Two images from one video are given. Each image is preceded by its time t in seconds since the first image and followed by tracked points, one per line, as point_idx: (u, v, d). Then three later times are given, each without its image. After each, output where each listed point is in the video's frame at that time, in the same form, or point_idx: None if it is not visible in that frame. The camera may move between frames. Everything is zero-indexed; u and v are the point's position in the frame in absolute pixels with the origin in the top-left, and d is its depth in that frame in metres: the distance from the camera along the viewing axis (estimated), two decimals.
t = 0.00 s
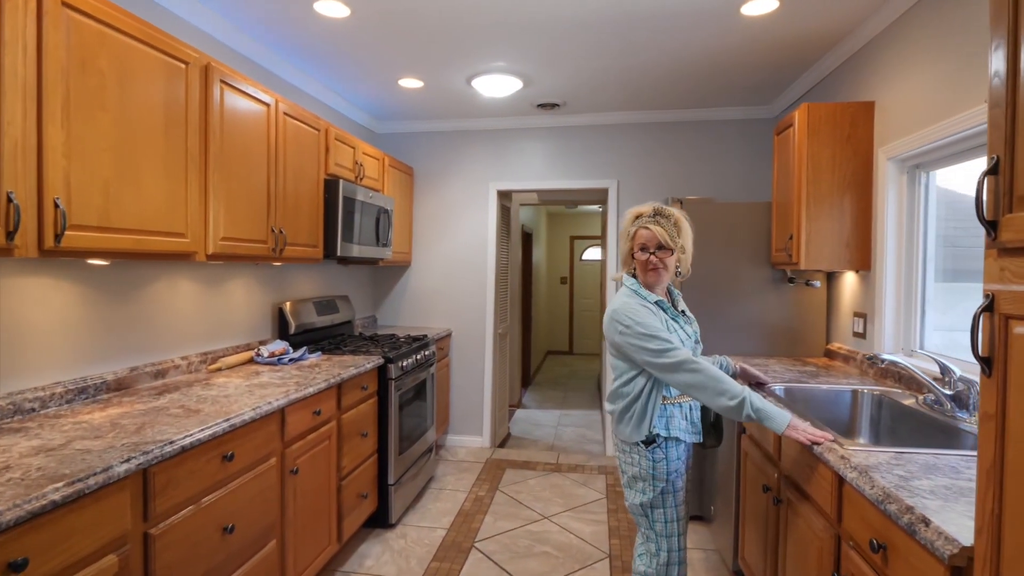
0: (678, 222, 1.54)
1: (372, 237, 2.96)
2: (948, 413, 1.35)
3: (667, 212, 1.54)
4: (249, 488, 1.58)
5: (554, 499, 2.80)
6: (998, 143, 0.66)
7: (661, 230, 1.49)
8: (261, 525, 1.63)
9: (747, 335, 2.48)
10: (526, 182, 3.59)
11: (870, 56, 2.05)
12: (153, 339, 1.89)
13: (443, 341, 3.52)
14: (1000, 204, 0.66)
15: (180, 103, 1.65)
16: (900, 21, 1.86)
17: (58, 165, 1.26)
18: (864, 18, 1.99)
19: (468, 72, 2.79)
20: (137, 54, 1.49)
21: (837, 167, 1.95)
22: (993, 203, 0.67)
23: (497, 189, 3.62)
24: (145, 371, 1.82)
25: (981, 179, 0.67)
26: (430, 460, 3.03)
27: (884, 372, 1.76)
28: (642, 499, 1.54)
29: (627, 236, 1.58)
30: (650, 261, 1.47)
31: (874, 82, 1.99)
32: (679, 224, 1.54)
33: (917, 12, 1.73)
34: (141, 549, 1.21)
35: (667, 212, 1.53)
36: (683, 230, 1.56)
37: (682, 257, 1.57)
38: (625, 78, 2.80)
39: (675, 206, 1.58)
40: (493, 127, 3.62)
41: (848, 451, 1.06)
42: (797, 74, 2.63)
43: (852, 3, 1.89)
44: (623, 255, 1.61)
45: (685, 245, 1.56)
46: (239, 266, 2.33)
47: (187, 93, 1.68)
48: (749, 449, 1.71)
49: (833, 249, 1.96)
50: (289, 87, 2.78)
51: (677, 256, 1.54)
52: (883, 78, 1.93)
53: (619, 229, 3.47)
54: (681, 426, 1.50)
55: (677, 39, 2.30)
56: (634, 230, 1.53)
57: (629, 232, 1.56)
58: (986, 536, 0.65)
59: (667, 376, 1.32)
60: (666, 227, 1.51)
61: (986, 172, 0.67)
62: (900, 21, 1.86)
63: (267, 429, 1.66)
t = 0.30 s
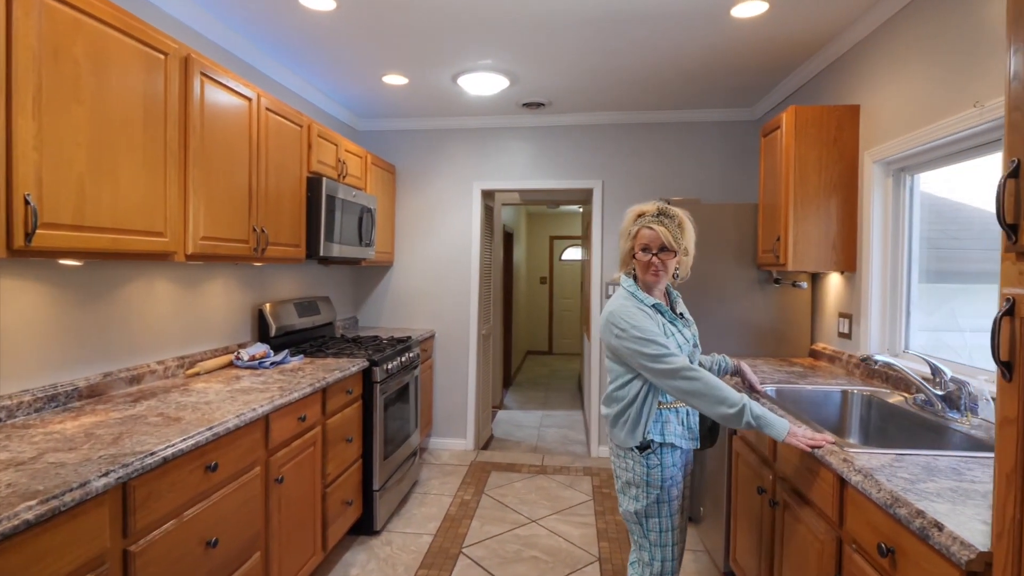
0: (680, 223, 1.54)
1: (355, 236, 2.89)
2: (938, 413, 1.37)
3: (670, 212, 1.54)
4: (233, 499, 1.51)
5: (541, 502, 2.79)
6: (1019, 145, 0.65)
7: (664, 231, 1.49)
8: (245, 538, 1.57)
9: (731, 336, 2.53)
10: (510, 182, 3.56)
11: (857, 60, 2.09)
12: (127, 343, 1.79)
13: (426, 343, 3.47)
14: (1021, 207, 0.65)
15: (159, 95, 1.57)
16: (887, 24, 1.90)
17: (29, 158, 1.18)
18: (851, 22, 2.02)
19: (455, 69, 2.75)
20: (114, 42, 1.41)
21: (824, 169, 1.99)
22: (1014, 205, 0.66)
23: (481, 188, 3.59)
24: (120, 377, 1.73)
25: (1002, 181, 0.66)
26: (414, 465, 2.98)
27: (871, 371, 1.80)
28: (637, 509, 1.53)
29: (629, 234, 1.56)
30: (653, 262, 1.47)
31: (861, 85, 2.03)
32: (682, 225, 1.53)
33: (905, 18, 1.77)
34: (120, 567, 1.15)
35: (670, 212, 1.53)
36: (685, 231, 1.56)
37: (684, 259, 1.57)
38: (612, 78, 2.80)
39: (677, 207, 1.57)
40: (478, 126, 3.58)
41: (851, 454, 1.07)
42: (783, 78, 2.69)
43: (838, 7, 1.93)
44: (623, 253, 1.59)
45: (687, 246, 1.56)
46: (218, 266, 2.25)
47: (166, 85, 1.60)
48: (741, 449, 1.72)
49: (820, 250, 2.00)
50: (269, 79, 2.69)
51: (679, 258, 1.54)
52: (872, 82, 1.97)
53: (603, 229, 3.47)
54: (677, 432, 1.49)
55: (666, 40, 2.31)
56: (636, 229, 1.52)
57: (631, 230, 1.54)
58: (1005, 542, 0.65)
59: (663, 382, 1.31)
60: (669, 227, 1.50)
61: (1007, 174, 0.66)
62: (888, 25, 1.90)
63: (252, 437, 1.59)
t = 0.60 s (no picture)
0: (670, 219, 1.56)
1: (335, 235, 2.82)
2: (924, 406, 1.42)
3: (661, 207, 1.56)
4: (215, 510, 1.45)
5: (526, 503, 2.78)
6: None
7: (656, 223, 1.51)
8: (229, 549, 1.51)
9: (713, 333, 2.57)
10: (492, 180, 3.53)
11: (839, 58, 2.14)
12: (97, 348, 1.71)
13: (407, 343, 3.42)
14: None
15: (131, 87, 1.50)
16: (869, 23, 1.94)
17: None
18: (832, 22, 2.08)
19: (437, 65, 2.71)
20: (83, 30, 1.34)
21: (806, 168, 2.05)
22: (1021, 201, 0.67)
23: (462, 186, 3.55)
24: (91, 384, 1.65)
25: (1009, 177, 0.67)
26: (397, 468, 2.93)
27: (853, 367, 1.88)
28: (619, 504, 1.52)
29: (618, 228, 1.57)
30: (648, 253, 1.48)
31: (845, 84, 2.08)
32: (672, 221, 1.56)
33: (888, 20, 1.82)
34: None
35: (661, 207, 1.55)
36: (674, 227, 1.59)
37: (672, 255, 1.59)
38: (595, 75, 2.81)
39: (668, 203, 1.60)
40: (458, 123, 3.54)
41: (846, 450, 1.10)
42: (763, 77, 2.74)
43: (820, 6, 1.97)
44: (612, 248, 1.60)
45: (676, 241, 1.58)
46: (193, 266, 2.16)
47: (139, 77, 1.52)
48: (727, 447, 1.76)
49: (802, 249, 2.05)
50: (245, 73, 2.60)
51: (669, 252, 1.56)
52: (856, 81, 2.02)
53: (585, 228, 3.48)
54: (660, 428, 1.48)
55: (651, 37, 2.33)
56: (627, 222, 1.53)
57: (621, 224, 1.55)
58: (1013, 535, 0.67)
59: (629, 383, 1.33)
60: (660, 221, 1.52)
61: (1014, 170, 0.68)
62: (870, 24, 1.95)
63: (235, 444, 1.53)
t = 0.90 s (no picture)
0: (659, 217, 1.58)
1: (322, 232, 2.76)
2: (920, 400, 1.49)
3: (647, 206, 1.59)
4: (205, 515, 1.41)
5: (518, 501, 2.76)
6: None
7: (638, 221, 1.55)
8: (218, 555, 1.47)
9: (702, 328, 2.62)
10: (480, 177, 3.51)
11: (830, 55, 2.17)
12: (76, 349, 1.65)
13: (395, 342, 3.37)
14: None
15: (112, 78, 1.44)
16: (864, 19, 1.95)
17: None
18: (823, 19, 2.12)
19: (426, 59, 2.67)
20: (59, 16, 1.28)
21: (797, 165, 2.13)
22: None
23: (450, 183, 3.51)
24: (71, 386, 1.59)
25: None
26: (387, 468, 2.90)
27: (846, 362, 1.96)
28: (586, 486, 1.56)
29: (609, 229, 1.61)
30: (628, 251, 1.52)
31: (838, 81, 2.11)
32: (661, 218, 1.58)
33: (881, 17, 1.87)
34: None
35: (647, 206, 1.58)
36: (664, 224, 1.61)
37: (665, 250, 1.60)
38: (585, 71, 2.79)
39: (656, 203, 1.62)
40: (446, 120, 3.50)
41: (847, 447, 1.13)
42: (752, 73, 2.76)
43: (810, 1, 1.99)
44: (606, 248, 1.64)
45: (665, 239, 1.59)
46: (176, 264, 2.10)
47: (120, 67, 1.47)
48: (724, 443, 1.82)
49: (793, 245, 2.16)
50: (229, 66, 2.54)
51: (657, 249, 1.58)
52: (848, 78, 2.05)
53: (574, 225, 3.48)
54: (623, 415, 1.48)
55: (642, 32, 2.33)
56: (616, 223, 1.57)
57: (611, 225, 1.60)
58: None
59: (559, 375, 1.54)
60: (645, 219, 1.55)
61: None
62: (862, 21, 1.98)
63: (224, 446, 1.49)
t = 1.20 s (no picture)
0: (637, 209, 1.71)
1: (312, 227, 2.70)
2: (920, 394, 1.55)
3: (625, 199, 1.72)
4: (195, 517, 1.37)
5: (512, 499, 2.75)
6: None
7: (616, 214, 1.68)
8: (208, 558, 1.43)
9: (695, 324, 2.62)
10: (472, 172, 3.47)
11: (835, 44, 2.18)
12: (57, 348, 1.59)
13: (387, 339, 3.33)
14: None
15: (95, 67, 1.39)
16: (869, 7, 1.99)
17: None
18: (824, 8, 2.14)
19: (418, 51, 2.62)
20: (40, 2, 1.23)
21: (793, 158, 2.20)
22: None
23: (442, 178, 3.48)
24: (54, 386, 1.54)
25: None
26: (380, 466, 2.86)
27: (841, 357, 2.04)
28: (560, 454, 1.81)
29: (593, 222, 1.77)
30: (606, 242, 1.65)
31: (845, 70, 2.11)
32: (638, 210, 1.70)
33: (884, 8, 1.91)
34: None
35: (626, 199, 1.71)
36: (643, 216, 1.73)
37: (644, 240, 1.73)
38: (579, 64, 2.77)
39: (634, 195, 1.75)
40: (438, 114, 3.46)
41: (851, 441, 1.17)
42: (749, 66, 2.77)
43: None
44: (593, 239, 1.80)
45: (643, 229, 1.72)
46: (163, 259, 2.04)
47: (103, 54, 1.42)
48: (722, 438, 1.86)
49: (789, 238, 2.21)
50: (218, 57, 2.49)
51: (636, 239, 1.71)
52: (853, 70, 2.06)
53: (568, 220, 3.46)
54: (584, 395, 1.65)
55: (638, 24, 2.32)
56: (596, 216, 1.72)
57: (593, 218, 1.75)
58: None
59: (541, 352, 1.84)
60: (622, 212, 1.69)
61: None
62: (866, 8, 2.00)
63: (213, 446, 1.45)
